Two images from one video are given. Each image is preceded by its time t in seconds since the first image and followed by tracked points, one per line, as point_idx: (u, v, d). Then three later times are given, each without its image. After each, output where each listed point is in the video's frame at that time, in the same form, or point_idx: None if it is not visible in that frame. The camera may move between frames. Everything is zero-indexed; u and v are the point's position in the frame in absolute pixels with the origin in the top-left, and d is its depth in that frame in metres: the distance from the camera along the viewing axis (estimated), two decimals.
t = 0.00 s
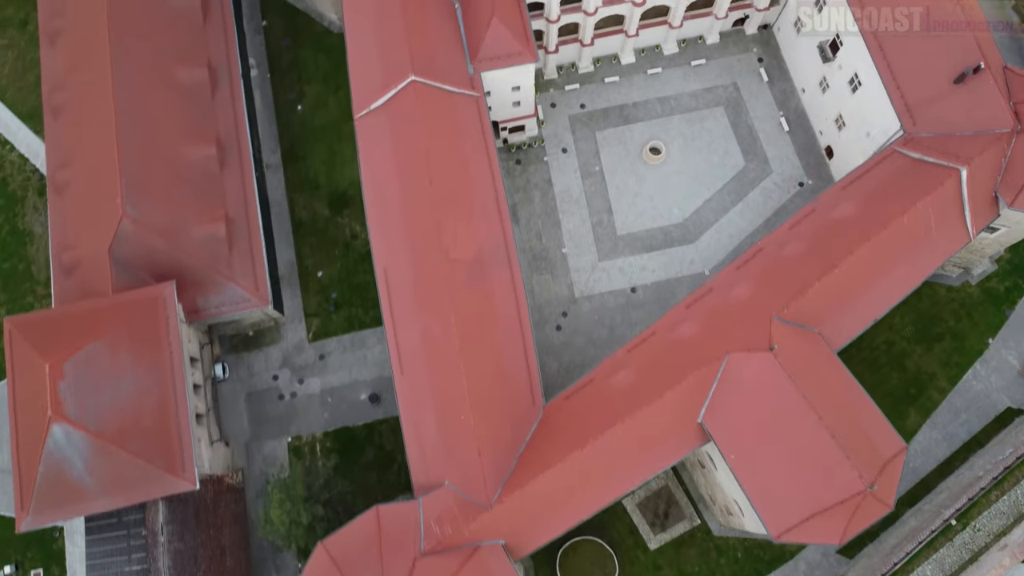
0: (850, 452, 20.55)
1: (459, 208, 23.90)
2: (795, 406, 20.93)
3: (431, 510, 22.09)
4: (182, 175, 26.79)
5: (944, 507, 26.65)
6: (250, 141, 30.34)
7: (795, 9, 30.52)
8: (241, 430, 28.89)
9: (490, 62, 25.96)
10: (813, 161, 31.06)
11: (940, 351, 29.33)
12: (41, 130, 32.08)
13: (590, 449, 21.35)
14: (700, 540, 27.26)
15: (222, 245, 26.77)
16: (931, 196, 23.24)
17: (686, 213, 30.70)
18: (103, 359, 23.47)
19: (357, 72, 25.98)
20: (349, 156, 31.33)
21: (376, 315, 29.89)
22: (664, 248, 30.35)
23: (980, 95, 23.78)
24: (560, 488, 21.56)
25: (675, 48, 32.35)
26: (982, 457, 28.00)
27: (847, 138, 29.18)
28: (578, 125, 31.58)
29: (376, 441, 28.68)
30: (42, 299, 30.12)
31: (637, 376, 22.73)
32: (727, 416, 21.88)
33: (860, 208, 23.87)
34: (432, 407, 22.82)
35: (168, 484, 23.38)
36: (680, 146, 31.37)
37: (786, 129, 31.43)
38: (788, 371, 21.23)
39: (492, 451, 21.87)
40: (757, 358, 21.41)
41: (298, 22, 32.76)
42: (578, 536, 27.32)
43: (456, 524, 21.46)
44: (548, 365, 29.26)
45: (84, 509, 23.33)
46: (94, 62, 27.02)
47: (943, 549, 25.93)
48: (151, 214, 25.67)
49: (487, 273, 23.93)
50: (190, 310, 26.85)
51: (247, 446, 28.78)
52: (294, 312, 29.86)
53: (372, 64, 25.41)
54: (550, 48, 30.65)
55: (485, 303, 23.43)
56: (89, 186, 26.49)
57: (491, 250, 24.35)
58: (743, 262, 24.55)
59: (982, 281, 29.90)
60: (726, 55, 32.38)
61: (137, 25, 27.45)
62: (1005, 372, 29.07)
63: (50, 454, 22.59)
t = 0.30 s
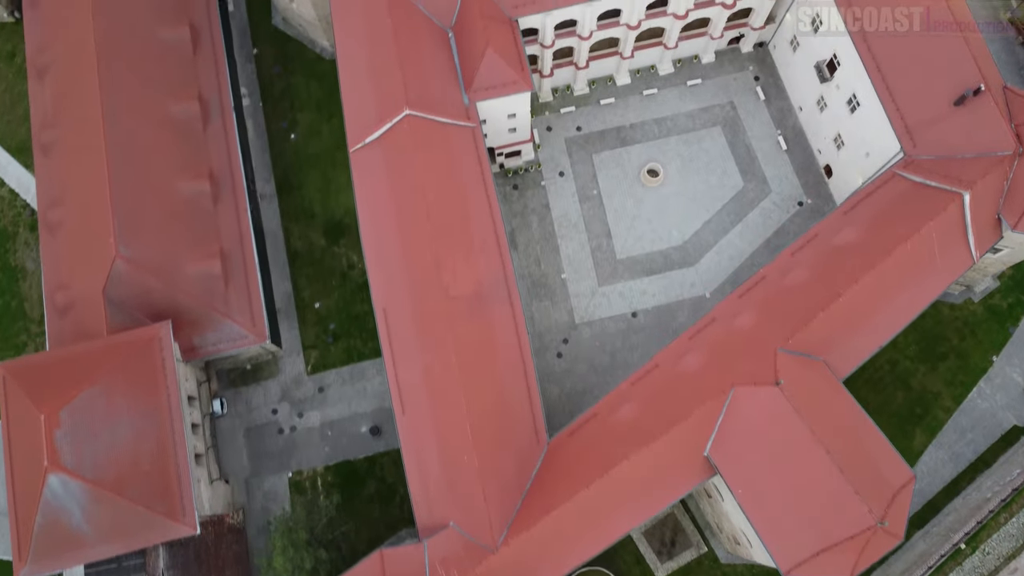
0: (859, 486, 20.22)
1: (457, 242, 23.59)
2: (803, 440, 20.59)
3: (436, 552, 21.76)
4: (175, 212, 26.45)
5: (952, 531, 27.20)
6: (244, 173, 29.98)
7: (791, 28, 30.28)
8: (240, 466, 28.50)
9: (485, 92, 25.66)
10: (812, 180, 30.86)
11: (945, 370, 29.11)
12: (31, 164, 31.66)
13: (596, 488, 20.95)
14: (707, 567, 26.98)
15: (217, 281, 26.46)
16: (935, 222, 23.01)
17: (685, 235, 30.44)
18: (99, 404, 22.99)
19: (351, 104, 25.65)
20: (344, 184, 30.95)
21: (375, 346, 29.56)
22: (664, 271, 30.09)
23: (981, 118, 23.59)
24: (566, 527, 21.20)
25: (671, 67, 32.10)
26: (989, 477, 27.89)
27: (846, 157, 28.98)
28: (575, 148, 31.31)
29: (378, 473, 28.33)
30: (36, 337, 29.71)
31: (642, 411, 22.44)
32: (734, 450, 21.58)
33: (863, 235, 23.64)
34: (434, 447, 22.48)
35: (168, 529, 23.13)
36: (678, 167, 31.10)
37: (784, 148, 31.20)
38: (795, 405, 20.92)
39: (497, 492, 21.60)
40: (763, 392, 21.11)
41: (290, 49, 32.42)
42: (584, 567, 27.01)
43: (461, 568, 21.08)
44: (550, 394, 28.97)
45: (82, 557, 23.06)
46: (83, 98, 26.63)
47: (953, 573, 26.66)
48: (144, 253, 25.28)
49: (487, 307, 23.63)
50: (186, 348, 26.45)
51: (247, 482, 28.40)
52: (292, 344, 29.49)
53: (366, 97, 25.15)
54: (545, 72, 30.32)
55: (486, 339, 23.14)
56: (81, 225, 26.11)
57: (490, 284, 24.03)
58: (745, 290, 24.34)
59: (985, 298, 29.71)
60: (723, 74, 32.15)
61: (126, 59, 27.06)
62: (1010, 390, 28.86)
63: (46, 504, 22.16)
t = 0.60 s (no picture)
0: (870, 524, 19.89)
1: (457, 278, 23.30)
2: (812, 478, 20.30)
3: None
4: (171, 247, 26.16)
5: (962, 558, 27.42)
6: (240, 203, 29.71)
7: (790, 48, 30.03)
8: (241, 501, 28.15)
9: (483, 122, 25.36)
10: (813, 201, 30.62)
11: (951, 393, 28.87)
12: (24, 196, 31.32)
13: (603, 529, 20.64)
14: None
15: (215, 317, 26.20)
16: (941, 250, 22.74)
17: (687, 259, 30.17)
18: (98, 447, 22.76)
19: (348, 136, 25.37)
20: (341, 212, 30.71)
21: (375, 376, 29.25)
22: (666, 296, 29.84)
23: (985, 143, 23.32)
24: (573, 569, 20.85)
25: (669, 89, 31.84)
26: (997, 501, 27.72)
27: (847, 179, 28.76)
28: (574, 172, 31.02)
29: (380, 506, 28.02)
30: (31, 372, 29.26)
31: (647, 448, 22.16)
32: (742, 487, 21.29)
33: (868, 264, 23.43)
34: (438, 488, 22.16)
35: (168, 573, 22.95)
36: (678, 190, 30.82)
37: (785, 169, 30.93)
38: (803, 442, 20.65)
39: (502, 533, 21.32)
40: (771, 429, 20.83)
41: (284, 75, 32.12)
42: None
43: None
44: (553, 422, 28.68)
45: None
46: (76, 132, 26.31)
47: None
48: (140, 291, 24.96)
49: (488, 342, 23.34)
50: (184, 385, 26.10)
51: (248, 517, 28.04)
52: (291, 376, 29.17)
53: (363, 129, 24.81)
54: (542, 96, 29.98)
55: (488, 376, 22.87)
56: (75, 262, 25.77)
57: (491, 319, 23.74)
58: (750, 321, 24.14)
59: (989, 318, 29.48)
60: (722, 95, 31.90)
61: (119, 93, 26.77)
62: (1016, 412, 28.62)
63: (45, 552, 21.52)
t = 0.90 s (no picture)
0: (881, 566, 19.62)
1: (460, 314, 23.00)
2: (821, 520, 20.02)
3: None
4: (169, 281, 25.84)
5: None
6: (239, 232, 29.38)
7: (792, 71, 29.74)
8: (241, 535, 27.82)
9: (483, 153, 25.07)
10: (817, 225, 30.36)
11: (957, 419, 28.62)
12: (19, 225, 31.02)
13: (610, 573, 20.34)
14: None
15: (214, 351, 25.92)
16: (949, 283, 22.45)
17: (690, 285, 29.91)
18: (96, 490, 22.37)
19: (347, 168, 25.09)
20: (341, 240, 30.45)
21: (377, 406, 28.94)
22: (669, 322, 29.57)
23: (992, 174, 23.03)
24: None
25: (671, 112, 31.57)
26: (1005, 529, 27.50)
27: (852, 204, 28.51)
28: (575, 197, 30.74)
29: (382, 539, 27.73)
30: (28, 405, 28.98)
31: (653, 486, 21.90)
32: (750, 527, 21.02)
33: (874, 296, 23.16)
34: (441, 529, 21.84)
35: None
36: (681, 215, 30.55)
37: (788, 192, 30.66)
38: (812, 483, 20.37)
39: None
40: (779, 470, 20.53)
41: (281, 100, 31.85)
42: None
43: None
44: (556, 452, 28.39)
45: None
46: (72, 165, 26.03)
47: None
48: (138, 326, 24.69)
49: (491, 379, 23.09)
50: (183, 420, 25.74)
51: (249, 551, 27.72)
52: (292, 407, 28.86)
53: (363, 162, 24.50)
54: (543, 122, 29.72)
55: (491, 414, 22.62)
56: (72, 297, 25.45)
57: (494, 355, 23.48)
58: (756, 354, 23.90)
59: (995, 343, 29.23)
60: (724, 117, 31.62)
61: (115, 124, 26.46)
62: None
63: None
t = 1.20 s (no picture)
0: None
1: (463, 351, 22.69)
2: (830, 563, 19.73)
3: None
4: (168, 315, 25.46)
5: None
6: (238, 261, 29.03)
7: (796, 96, 29.47)
8: (241, 568, 27.54)
9: (485, 185, 24.78)
10: (821, 250, 30.10)
11: (964, 447, 28.36)
12: (16, 254, 30.68)
13: None
14: None
15: (213, 385, 25.45)
16: (958, 319, 22.13)
17: (693, 312, 29.64)
18: (94, 531, 22.00)
19: (347, 200, 24.81)
20: (341, 268, 30.18)
21: (378, 436, 28.65)
22: (673, 350, 29.30)
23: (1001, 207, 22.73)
24: None
25: (673, 135, 31.29)
26: (1013, 559, 27.24)
27: (857, 231, 28.25)
28: (577, 223, 30.46)
29: (384, 572, 27.43)
30: (26, 436, 28.63)
31: (659, 527, 21.62)
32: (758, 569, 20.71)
33: (882, 331, 22.89)
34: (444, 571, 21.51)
35: None
36: (684, 241, 30.27)
37: (792, 217, 30.40)
38: (821, 526, 20.05)
39: None
40: (787, 512, 20.21)
41: (280, 125, 31.57)
42: None
43: None
44: (559, 483, 28.09)
45: None
46: (69, 198, 25.76)
47: None
48: (136, 361, 24.41)
49: (494, 417, 22.81)
50: (182, 455, 25.40)
51: None
52: (292, 438, 28.53)
53: (363, 195, 24.17)
54: (544, 148, 29.46)
55: (494, 452, 22.32)
56: (69, 332, 25.15)
57: (497, 392, 23.20)
58: (762, 390, 23.69)
59: (1002, 370, 28.93)
60: (727, 141, 31.34)
61: (111, 156, 26.22)
62: None
63: None
